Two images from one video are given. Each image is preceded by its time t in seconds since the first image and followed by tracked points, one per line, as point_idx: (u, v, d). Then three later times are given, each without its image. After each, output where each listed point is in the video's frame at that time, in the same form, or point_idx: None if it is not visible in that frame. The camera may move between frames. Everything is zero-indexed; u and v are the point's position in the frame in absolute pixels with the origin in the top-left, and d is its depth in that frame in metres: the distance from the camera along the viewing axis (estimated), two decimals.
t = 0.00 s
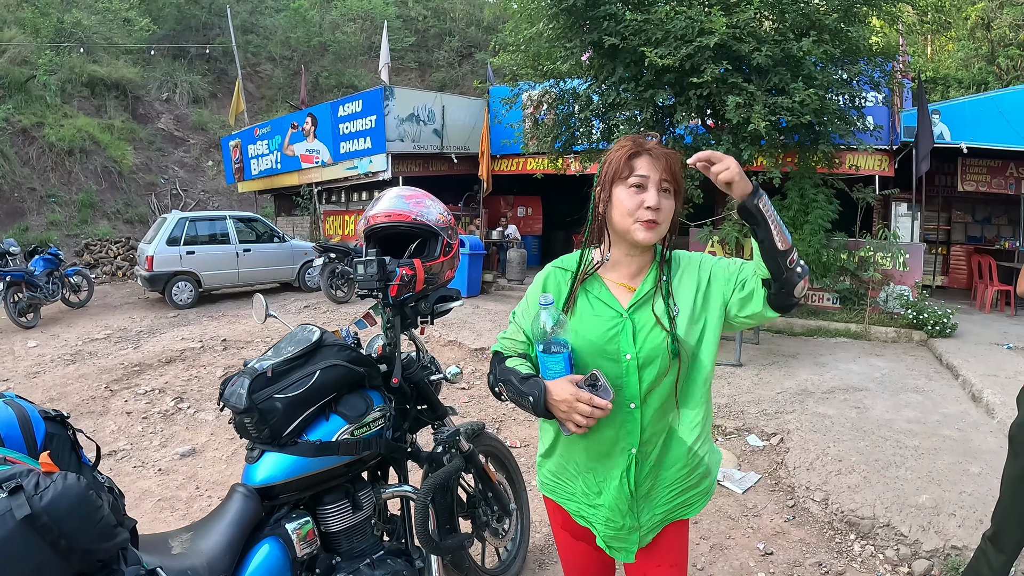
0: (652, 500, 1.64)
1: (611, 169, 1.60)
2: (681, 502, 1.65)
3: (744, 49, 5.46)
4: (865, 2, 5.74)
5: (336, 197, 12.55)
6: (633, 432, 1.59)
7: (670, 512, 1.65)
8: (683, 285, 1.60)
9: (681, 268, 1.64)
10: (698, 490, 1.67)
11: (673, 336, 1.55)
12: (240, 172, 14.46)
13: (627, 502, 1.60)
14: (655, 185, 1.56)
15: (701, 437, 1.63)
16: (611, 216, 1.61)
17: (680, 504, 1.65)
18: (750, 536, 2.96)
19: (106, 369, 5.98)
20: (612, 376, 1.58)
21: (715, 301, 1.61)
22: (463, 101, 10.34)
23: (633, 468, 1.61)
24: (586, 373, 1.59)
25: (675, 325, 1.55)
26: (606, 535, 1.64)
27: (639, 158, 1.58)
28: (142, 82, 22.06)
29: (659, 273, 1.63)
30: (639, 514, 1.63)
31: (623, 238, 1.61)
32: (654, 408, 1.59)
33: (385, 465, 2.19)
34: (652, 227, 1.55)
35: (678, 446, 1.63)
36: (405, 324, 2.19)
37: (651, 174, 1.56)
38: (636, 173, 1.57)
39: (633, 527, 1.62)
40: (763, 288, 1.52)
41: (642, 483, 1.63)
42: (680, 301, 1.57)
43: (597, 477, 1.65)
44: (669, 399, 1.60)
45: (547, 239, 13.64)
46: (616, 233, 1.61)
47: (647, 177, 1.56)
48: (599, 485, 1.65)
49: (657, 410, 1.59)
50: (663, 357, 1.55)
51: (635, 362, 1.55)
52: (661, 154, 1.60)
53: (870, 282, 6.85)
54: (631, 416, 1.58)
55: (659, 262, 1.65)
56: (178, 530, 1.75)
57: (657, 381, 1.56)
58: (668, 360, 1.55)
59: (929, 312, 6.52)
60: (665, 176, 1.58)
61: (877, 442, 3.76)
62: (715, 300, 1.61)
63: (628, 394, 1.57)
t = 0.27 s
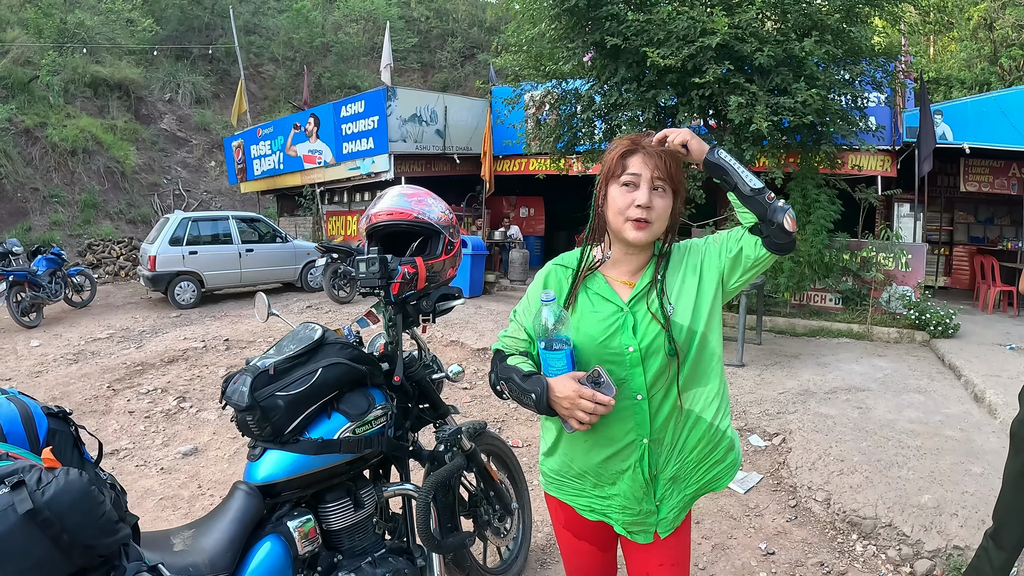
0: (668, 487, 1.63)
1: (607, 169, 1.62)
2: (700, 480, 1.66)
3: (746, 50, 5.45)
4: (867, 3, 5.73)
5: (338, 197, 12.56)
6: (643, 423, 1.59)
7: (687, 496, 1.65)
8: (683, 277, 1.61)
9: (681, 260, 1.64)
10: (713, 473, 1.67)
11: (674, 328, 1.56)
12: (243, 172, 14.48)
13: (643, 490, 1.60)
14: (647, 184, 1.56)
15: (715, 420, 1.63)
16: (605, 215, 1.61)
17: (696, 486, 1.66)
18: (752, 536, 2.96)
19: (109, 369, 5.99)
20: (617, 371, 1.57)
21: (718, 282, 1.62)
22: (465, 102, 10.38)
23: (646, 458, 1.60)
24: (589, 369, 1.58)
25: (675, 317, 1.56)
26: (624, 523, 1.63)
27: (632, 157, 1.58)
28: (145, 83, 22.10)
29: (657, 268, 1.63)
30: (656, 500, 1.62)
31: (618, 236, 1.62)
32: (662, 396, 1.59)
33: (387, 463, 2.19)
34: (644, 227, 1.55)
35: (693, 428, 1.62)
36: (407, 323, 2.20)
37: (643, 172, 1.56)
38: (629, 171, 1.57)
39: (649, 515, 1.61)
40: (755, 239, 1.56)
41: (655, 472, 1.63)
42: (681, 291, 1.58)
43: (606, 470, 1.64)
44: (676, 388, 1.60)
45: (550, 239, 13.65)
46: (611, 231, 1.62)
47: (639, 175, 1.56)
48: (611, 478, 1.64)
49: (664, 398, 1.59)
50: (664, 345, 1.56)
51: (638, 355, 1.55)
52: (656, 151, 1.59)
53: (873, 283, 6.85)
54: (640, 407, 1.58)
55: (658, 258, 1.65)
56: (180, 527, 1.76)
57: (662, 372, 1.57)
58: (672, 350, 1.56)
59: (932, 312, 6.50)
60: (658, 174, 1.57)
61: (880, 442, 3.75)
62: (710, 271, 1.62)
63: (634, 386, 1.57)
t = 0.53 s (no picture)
0: (675, 489, 1.63)
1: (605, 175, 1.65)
2: (708, 481, 1.65)
3: (746, 53, 5.47)
4: (867, 6, 5.75)
5: (338, 199, 12.56)
6: (650, 425, 1.59)
7: (695, 498, 1.64)
8: (687, 278, 1.61)
9: (684, 262, 1.64)
10: (721, 475, 1.66)
11: (679, 328, 1.56)
12: (243, 174, 14.48)
13: (650, 493, 1.60)
14: (638, 185, 1.57)
15: (721, 421, 1.62)
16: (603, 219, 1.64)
17: (703, 489, 1.65)
18: (754, 537, 2.96)
19: (110, 371, 5.98)
20: (623, 373, 1.58)
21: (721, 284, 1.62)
22: (465, 104, 10.39)
23: (653, 460, 1.60)
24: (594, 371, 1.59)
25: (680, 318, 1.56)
26: (630, 526, 1.63)
27: (626, 160, 1.61)
28: (144, 85, 22.10)
29: (662, 270, 1.63)
30: (663, 502, 1.62)
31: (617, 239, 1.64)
32: (668, 398, 1.59)
33: (394, 466, 2.20)
34: (635, 227, 1.57)
35: (699, 428, 1.62)
36: (416, 327, 2.21)
37: (634, 174, 1.58)
38: (622, 174, 1.60)
39: (657, 517, 1.61)
40: (757, 237, 1.56)
41: (663, 474, 1.63)
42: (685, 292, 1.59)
43: (614, 472, 1.65)
44: (682, 390, 1.60)
45: (550, 241, 13.66)
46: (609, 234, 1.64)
47: (631, 176, 1.58)
48: (618, 480, 1.65)
49: (671, 400, 1.60)
50: (669, 347, 1.56)
51: (644, 357, 1.55)
52: (649, 154, 1.60)
53: (873, 285, 6.87)
54: (647, 409, 1.58)
55: (662, 260, 1.65)
56: (189, 531, 1.74)
57: (668, 374, 1.57)
58: (677, 352, 1.56)
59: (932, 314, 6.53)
60: (649, 176, 1.57)
61: (880, 444, 3.76)
62: (713, 271, 1.62)
63: (640, 388, 1.57)
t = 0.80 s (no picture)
0: (675, 490, 1.63)
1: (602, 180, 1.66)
2: (708, 482, 1.65)
3: (745, 56, 5.49)
4: (865, 9, 5.76)
5: (337, 202, 12.55)
6: (649, 427, 1.59)
7: (695, 499, 1.64)
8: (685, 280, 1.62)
9: (682, 265, 1.65)
10: (721, 476, 1.66)
11: (677, 330, 1.56)
12: (241, 177, 14.46)
13: (649, 494, 1.60)
14: (634, 191, 1.58)
15: (720, 422, 1.63)
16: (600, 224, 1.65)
17: (703, 490, 1.65)
18: (754, 539, 2.96)
19: (109, 374, 5.98)
20: (621, 375, 1.58)
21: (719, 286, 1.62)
22: (464, 107, 10.39)
23: (652, 461, 1.60)
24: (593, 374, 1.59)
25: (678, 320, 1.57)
26: (631, 527, 1.64)
27: (622, 166, 1.62)
28: (142, 87, 22.09)
29: (660, 273, 1.64)
30: (663, 503, 1.62)
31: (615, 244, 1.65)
32: (667, 400, 1.59)
33: (396, 470, 2.19)
34: (632, 231, 1.57)
35: (698, 430, 1.63)
36: (419, 331, 2.20)
37: (630, 179, 1.59)
38: (618, 179, 1.60)
39: (657, 518, 1.61)
40: (754, 239, 1.56)
41: (663, 474, 1.63)
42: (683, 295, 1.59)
43: (615, 474, 1.65)
44: (681, 391, 1.61)
45: (548, 244, 13.68)
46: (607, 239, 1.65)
47: (626, 182, 1.59)
48: (618, 481, 1.65)
49: (669, 402, 1.60)
50: (667, 349, 1.56)
51: (642, 359, 1.56)
52: (644, 159, 1.61)
53: (870, 286, 6.89)
54: (646, 411, 1.58)
55: (661, 263, 1.66)
56: (193, 535, 1.74)
57: (666, 375, 1.57)
58: (675, 354, 1.56)
59: (930, 315, 6.55)
60: (646, 180, 1.58)
61: (879, 445, 3.76)
62: (711, 274, 1.62)
63: (639, 390, 1.58)
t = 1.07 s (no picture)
0: (677, 493, 1.63)
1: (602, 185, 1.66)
2: (709, 484, 1.65)
3: (742, 58, 5.49)
4: (862, 11, 5.77)
5: (334, 204, 12.53)
6: (651, 429, 1.59)
7: (698, 501, 1.65)
8: (686, 284, 1.62)
9: (684, 269, 1.65)
10: (723, 478, 1.66)
11: (679, 333, 1.56)
12: (238, 179, 14.44)
13: (652, 496, 1.60)
14: (635, 195, 1.58)
15: (722, 423, 1.63)
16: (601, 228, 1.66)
17: (704, 492, 1.65)
18: (754, 540, 2.97)
19: (107, 377, 5.96)
20: (623, 378, 1.58)
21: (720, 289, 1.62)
22: (461, 109, 10.35)
23: (655, 463, 1.60)
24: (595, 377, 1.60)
25: (679, 322, 1.57)
26: (633, 529, 1.64)
27: (622, 170, 1.62)
28: (139, 89, 22.05)
29: (662, 276, 1.64)
30: (665, 505, 1.62)
31: (617, 248, 1.65)
32: (668, 402, 1.59)
33: (398, 473, 2.19)
34: (633, 235, 1.58)
35: (700, 432, 1.63)
36: (420, 335, 2.20)
37: (630, 183, 1.59)
38: (619, 184, 1.61)
39: (660, 520, 1.61)
40: (757, 244, 1.57)
41: (666, 476, 1.63)
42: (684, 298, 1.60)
43: (616, 476, 1.65)
44: (683, 394, 1.61)
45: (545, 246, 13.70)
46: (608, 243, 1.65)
47: (627, 186, 1.59)
48: (620, 483, 1.65)
49: (671, 404, 1.60)
50: (669, 352, 1.57)
51: (643, 361, 1.56)
52: (645, 162, 1.61)
53: (868, 288, 6.91)
54: (648, 413, 1.59)
55: (662, 267, 1.67)
56: (195, 540, 1.73)
57: (668, 378, 1.57)
58: (676, 357, 1.57)
59: (927, 317, 6.55)
60: (647, 184, 1.58)
61: (877, 447, 3.77)
62: (713, 277, 1.62)
63: (640, 392, 1.58)
